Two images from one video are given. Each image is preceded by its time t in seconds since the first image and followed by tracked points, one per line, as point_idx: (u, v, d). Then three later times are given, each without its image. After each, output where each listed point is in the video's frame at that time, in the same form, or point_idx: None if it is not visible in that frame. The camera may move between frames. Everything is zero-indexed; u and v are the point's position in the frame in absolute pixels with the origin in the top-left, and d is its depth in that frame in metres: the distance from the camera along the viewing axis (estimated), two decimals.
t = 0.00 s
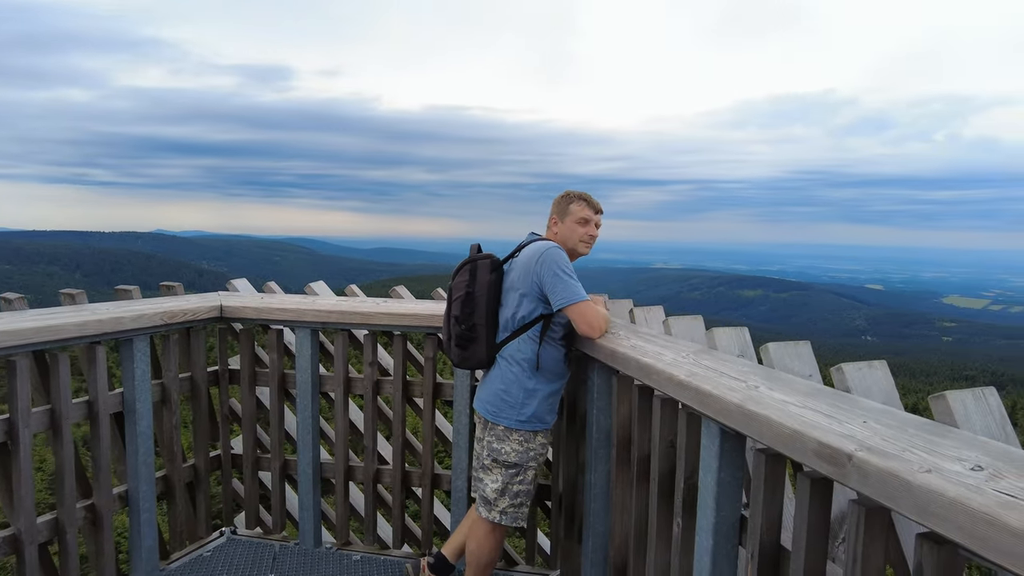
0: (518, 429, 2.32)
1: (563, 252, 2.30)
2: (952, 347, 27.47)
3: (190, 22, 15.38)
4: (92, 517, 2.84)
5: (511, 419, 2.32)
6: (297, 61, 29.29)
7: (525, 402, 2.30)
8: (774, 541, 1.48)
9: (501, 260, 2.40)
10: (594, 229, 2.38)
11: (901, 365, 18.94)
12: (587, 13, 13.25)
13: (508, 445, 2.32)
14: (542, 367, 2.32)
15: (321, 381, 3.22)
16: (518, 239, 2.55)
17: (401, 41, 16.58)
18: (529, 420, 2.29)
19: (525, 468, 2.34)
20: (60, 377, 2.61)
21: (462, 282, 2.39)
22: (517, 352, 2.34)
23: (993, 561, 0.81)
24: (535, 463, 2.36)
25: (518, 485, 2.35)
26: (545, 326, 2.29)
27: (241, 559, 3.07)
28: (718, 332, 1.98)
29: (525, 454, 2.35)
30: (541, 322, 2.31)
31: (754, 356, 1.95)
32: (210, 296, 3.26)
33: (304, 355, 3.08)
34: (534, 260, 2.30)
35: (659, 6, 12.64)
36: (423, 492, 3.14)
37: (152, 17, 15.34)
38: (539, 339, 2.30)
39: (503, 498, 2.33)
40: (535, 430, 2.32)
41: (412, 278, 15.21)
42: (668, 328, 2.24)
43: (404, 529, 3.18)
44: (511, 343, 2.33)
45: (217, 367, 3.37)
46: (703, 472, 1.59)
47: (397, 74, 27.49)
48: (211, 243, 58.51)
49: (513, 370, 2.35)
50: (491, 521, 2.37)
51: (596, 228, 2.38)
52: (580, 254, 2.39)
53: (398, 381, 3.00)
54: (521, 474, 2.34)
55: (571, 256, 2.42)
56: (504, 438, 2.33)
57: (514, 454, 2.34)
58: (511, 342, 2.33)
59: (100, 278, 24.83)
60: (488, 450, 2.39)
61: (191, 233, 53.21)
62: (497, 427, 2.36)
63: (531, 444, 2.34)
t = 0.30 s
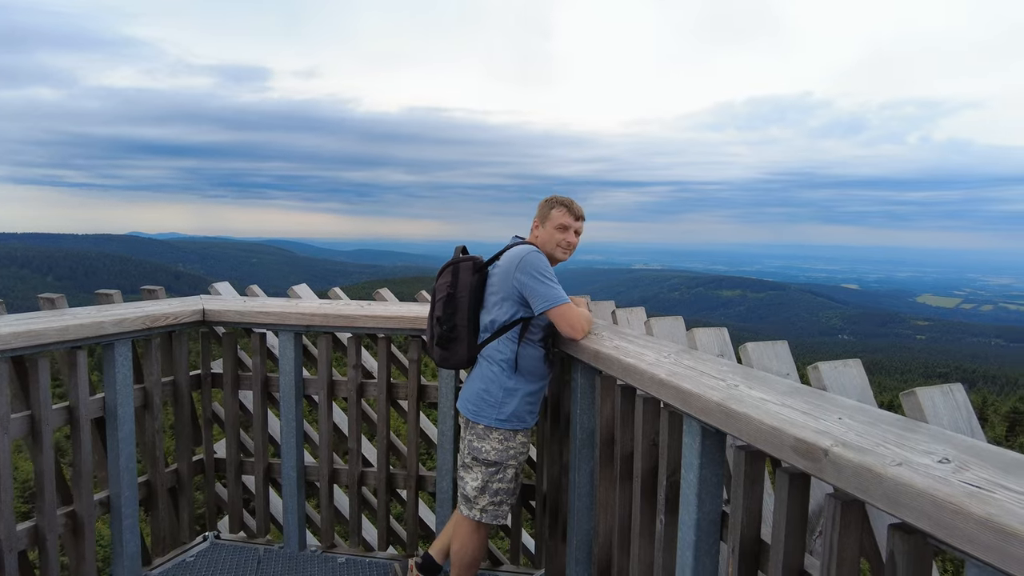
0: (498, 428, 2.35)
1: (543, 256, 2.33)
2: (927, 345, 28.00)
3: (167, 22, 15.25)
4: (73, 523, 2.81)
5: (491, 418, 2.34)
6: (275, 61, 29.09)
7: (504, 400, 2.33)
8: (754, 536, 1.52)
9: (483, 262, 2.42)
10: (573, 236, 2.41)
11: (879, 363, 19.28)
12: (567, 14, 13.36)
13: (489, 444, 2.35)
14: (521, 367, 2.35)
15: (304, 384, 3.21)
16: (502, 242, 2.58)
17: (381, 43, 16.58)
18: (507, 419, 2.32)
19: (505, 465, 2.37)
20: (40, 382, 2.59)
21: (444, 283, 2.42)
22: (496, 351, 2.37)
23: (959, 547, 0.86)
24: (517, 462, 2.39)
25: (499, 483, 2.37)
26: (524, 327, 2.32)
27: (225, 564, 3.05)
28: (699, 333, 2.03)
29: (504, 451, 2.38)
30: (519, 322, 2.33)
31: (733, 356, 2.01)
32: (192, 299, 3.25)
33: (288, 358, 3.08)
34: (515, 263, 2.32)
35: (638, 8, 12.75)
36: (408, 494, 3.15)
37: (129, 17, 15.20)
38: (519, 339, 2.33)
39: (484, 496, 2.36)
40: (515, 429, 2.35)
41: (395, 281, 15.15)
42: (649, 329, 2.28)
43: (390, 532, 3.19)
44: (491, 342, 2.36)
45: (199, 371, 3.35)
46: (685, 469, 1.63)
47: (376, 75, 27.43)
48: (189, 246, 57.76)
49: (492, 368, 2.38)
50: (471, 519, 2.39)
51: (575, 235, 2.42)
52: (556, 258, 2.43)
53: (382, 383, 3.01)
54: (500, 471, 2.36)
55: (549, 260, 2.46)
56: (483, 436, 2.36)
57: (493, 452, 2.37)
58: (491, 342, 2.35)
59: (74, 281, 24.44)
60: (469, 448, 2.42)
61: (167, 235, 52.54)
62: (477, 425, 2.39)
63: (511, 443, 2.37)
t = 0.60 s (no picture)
0: (483, 428, 2.36)
1: (527, 257, 2.35)
2: (908, 344, 28.42)
3: (149, 23, 15.15)
4: (55, 530, 2.79)
5: (476, 418, 2.36)
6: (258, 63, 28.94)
7: (489, 401, 2.34)
8: (735, 531, 1.55)
9: (469, 263, 2.44)
10: (558, 238, 2.43)
11: (861, 362, 19.59)
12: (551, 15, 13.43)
13: (474, 444, 2.36)
14: (506, 368, 2.36)
15: (289, 387, 3.20)
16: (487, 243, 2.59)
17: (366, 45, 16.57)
18: (493, 419, 2.33)
19: (492, 466, 2.38)
20: (22, 387, 2.57)
21: (429, 284, 2.42)
22: (481, 352, 2.38)
23: (931, 537, 0.89)
24: (502, 462, 2.40)
25: (484, 483, 2.39)
26: (509, 328, 2.33)
27: (210, 569, 3.03)
28: (681, 332, 2.05)
29: (491, 452, 2.39)
30: (504, 323, 2.35)
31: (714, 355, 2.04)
32: (176, 303, 3.23)
33: (272, 361, 3.07)
34: (500, 264, 2.34)
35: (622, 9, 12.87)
36: (394, 496, 3.15)
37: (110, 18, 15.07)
38: (503, 340, 2.34)
39: (469, 496, 2.37)
40: (501, 430, 2.36)
41: (381, 283, 15.15)
42: (633, 329, 2.31)
43: (376, 534, 3.18)
44: (476, 343, 2.37)
45: (184, 375, 3.33)
46: (668, 465, 1.65)
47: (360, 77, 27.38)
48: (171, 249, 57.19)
49: (477, 369, 2.39)
50: (457, 519, 2.40)
51: (560, 238, 2.44)
52: (542, 260, 2.44)
53: (367, 385, 3.01)
54: (487, 472, 2.37)
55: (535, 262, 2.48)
56: (469, 437, 2.37)
57: (480, 452, 2.38)
58: (476, 343, 2.37)
59: (55, 285, 24.16)
60: (454, 448, 2.43)
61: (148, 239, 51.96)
62: (463, 426, 2.40)
63: (497, 443, 2.38)
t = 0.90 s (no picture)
0: (473, 430, 2.37)
1: (515, 259, 2.36)
2: (891, 343, 28.78)
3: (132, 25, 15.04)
4: (40, 537, 2.76)
5: (467, 420, 2.37)
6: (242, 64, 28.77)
7: (478, 403, 2.35)
8: (720, 528, 1.58)
9: (457, 266, 2.44)
10: (546, 240, 2.45)
11: (843, 361, 19.83)
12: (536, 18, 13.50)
13: (464, 446, 2.37)
14: (495, 369, 2.37)
15: (277, 390, 3.19)
16: (474, 246, 2.60)
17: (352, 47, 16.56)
18: (482, 420, 2.35)
19: (481, 468, 2.39)
20: (5, 393, 2.54)
21: (417, 287, 2.43)
22: (470, 354, 2.40)
23: (906, 529, 0.91)
24: (490, 463, 2.42)
25: (474, 485, 2.40)
26: (497, 330, 2.35)
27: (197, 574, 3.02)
28: (666, 332, 2.08)
29: (481, 453, 2.40)
30: (493, 325, 2.36)
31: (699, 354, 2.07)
32: (162, 306, 3.21)
33: (259, 364, 3.06)
34: (488, 266, 2.35)
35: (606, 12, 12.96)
36: (383, 498, 3.15)
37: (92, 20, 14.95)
38: (492, 342, 2.36)
39: (459, 498, 2.38)
40: (490, 431, 2.37)
41: (368, 286, 15.13)
42: (619, 329, 2.33)
43: (365, 536, 3.18)
44: (464, 345, 2.38)
45: (170, 379, 3.31)
46: (654, 464, 1.67)
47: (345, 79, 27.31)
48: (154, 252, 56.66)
49: (466, 372, 2.40)
50: (447, 521, 2.41)
51: (547, 239, 2.45)
52: (530, 261, 2.46)
53: (355, 387, 3.01)
54: (477, 474, 2.39)
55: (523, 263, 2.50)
56: (459, 439, 2.38)
57: (469, 454, 2.39)
58: (464, 345, 2.38)
59: (36, 290, 23.88)
60: (444, 450, 2.44)
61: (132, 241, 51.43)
62: (452, 428, 2.41)
63: (487, 445, 2.40)
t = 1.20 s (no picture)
0: (462, 432, 2.37)
1: (501, 260, 2.36)
2: (875, 342, 29.10)
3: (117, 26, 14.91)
4: (19, 543, 2.72)
5: (454, 422, 2.37)
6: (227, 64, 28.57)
7: (466, 404, 2.35)
8: (705, 526, 1.58)
9: (443, 267, 2.44)
10: (530, 240, 2.45)
11: (828, 361, 20.03)
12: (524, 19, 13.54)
13: (452, 448, 2.37)
14: (483, 370, 2.37)
15: (261, 393, 3.16)
16: (459, 247, 2.60)
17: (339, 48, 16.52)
18: (471, 422, 2.34)
19: (469, 469, 2.38)
20: None
21: (402, 289, 2.42)
22: (456, 356, 2.39)
23: (887, 525, 0.92)
24: (479, 465, 2.41)
25: (462, 486, 2.40)
26: (483, 331, 2.34)
27: None
28: (651, 332, 2.09)
29: (468, 455, 2.39)
30: (479, 326, 2.36)
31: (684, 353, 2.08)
32: (145, 309, 3.17)
33: (243, 367, 3.03)
34: (474, 267, 2.35)
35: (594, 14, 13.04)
36: (369, 500, 3.13)
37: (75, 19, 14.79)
38: (479, 343, 2.35)
39: (447, 500, 2.38)
40: (479, 433, 2.37)
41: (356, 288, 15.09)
42: (604, 329, 2.33)
43: (351, 539, 3.16)
44: (451, 347, 2.38)
45: (153, 382, 3.27)
46: (640, 463, 1.68)
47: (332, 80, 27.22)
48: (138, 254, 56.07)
49: (453, 373, 2.40)
50: (434, 523, 2.40)
51: (532, 240, 2.46)
52: (515, 261, 2.46)
53: (341, 389, 3.00)
54: (465, 475, 2.38)
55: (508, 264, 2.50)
56: (447, 441, 2.37)
57: (456, 456, 2.39)
58: (451, 346, 2.37)
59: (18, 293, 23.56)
60: (431, 452, 2.43)
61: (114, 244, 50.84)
62: (440, 430, 2.40)
63: (475, 446, 2.39)
